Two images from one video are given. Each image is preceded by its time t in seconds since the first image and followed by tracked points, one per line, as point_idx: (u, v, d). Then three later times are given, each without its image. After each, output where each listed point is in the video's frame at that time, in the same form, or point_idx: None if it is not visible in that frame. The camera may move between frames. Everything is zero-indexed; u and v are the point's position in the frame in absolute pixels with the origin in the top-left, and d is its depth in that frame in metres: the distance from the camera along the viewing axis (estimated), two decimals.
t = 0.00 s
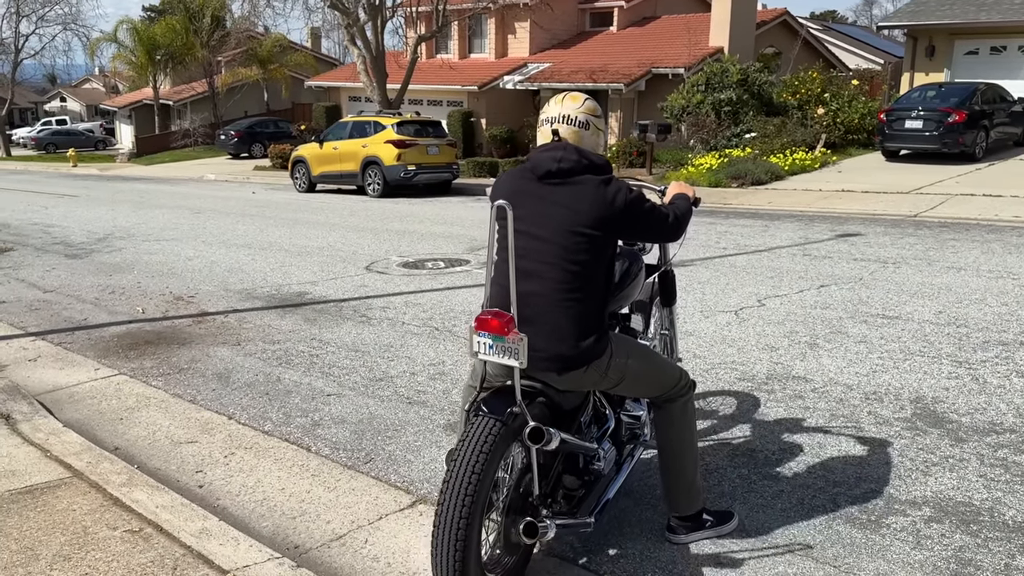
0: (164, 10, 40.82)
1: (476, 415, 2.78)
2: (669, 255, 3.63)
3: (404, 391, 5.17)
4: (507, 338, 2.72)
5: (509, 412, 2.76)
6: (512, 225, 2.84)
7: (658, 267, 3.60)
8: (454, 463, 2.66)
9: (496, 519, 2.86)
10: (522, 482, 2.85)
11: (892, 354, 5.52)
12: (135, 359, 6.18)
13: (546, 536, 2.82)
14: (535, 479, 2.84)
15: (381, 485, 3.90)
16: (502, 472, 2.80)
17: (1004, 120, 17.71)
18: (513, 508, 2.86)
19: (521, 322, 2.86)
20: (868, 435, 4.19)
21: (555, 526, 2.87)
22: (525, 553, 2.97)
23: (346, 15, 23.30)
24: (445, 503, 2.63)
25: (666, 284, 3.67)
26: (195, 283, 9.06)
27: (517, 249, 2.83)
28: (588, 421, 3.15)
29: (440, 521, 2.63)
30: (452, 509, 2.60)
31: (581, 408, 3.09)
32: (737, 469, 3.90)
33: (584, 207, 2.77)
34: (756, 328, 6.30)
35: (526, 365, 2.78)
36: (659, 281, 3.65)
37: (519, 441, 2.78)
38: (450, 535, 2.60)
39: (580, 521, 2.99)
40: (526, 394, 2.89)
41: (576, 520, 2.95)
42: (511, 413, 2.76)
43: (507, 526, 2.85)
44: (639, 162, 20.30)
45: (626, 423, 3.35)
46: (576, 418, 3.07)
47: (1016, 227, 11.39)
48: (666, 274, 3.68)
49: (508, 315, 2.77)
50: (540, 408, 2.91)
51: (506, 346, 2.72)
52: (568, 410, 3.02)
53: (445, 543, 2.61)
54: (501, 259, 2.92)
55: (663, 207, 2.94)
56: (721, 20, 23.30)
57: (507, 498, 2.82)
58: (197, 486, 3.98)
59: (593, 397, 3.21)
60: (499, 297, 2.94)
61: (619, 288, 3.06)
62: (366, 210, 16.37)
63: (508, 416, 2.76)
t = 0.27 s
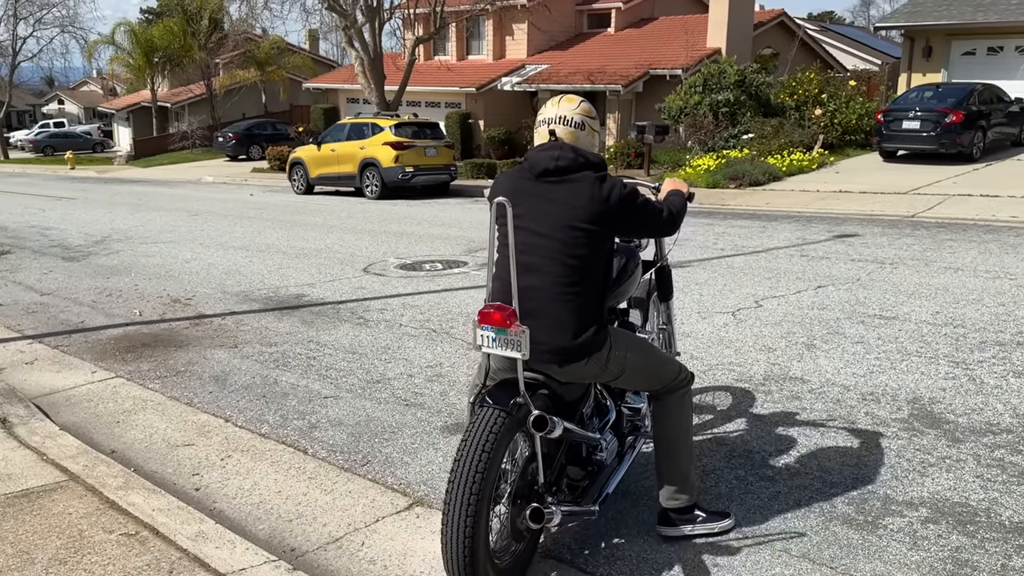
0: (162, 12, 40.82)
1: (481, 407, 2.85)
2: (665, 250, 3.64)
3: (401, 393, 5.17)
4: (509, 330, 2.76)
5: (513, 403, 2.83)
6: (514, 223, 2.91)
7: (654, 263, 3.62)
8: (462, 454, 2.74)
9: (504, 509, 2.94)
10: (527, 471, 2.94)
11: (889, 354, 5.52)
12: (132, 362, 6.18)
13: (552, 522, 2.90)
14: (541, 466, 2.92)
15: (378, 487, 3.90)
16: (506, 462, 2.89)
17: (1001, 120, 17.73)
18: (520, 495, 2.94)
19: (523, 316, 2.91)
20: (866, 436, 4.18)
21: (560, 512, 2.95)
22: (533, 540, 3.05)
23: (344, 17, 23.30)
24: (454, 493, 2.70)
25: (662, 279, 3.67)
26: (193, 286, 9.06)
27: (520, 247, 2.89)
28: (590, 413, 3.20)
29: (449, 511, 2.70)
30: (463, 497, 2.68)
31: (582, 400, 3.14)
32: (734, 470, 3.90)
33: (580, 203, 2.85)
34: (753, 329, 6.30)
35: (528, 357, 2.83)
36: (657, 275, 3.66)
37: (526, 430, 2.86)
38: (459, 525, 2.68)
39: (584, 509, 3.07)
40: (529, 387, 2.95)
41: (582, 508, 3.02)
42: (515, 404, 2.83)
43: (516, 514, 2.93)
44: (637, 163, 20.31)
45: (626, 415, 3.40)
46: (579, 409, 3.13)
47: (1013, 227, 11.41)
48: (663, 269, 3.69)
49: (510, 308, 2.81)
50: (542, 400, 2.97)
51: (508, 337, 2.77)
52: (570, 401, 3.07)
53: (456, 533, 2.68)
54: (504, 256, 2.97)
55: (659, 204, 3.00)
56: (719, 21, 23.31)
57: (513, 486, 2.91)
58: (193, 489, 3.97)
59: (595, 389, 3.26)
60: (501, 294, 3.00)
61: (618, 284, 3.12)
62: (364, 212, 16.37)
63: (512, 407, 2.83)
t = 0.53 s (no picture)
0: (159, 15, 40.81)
1: (495, 395, 2.97)
2: (664, 245, 3.65)
3: (397, 396, 5.16)
4: (523, 321, 2.88)
5: (526, 391, 2.96)
6: (521, 221, 3.03)
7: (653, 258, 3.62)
8: (480, 441, 2.84)
9: (518, 494, 3.07)
10: (541, 456, 3.06)
11: (886, 356, 5.53)
12: (129, 365, 6.17)
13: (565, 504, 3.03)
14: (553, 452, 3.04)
15: (374, 491, 3.89)
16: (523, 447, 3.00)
17: (998, 121, 17.76)
18: (533, 480, 3.07)
19: (533, 308, 3.04)
20: (863, 438, 4.18)
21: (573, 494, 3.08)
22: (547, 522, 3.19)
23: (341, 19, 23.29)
24: (472, 480, 2.80)
25: (662, 272, 3.69)
26: (189, 288, 9.04)
27: (528, 244, 3.02)
28: (598, 401, 3.31)
29: (467, 499, 2.80)
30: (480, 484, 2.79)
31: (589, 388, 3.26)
32: (731, 472, 3.90)
33: (581, 199, 2.98)
34: (750, 331, 6.31)
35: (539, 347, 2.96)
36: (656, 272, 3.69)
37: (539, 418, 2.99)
38: (477, 510, 2.79)
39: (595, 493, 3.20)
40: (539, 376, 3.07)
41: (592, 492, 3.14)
42: (527, 392, 2.96)
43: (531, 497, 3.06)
44: (635, 164, 20.32)
45: (631, 404, 3.55)
46: (586, 397, 3.25)
47: (1010, 227, 11.44)
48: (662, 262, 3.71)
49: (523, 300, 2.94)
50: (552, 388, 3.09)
51: (522, 328, 2.89)
52: (579, 388, 3.19)
53: (475, 518, 2.79)
54: (513, 254, 3.10)
55: (655, 196, 3.15)
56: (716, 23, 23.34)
57: (527, 470, 3.04)
58: (188, 493, 3.96)
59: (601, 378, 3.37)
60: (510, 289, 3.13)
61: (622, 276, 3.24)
62: (361, 214, 16.36)
63: (525, 394, 2.96)
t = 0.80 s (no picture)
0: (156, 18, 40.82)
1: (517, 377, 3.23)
2: (663, 239, 3.93)
3: (394, 399, 5.15)
4: (543, 306, 3.13)
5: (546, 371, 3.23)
6: (540, 212, 3.28)
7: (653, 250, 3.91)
8: (504, 424, 3.10)
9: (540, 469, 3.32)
10: (560, 433, 3.33)
11: (883, 358, 5.53)
12: (125, 368, 6.15)
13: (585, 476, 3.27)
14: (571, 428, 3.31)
15: (370, 494, 3.88)
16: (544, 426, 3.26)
17: (995, 124, 17.79)
18: (554, 455, 3.33)
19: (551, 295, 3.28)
20: (859, 441, 4.19)
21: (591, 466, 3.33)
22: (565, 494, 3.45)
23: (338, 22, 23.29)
24: (498, 456, 3.05)
25: (661, 263, 4.02)
26: (186, 292, 9.03)
27: (547, 233, 3.26)
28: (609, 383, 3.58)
29: (495, 475, 3.05)
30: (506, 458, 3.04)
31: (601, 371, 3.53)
32: (727, 474, 3.91)
33: (594, 192, 3.25)
34: (747, 334, 6.30)
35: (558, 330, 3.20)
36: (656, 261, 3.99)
37: (558, 397, 3.26)
38: (504, 483, 3.03)
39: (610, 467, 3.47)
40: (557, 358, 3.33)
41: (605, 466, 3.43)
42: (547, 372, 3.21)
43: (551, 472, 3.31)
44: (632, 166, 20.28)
45: (638, 387, 3.85)
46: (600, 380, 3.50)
47: (1006, 230, 11.44)
48: (660, 256, 4.01)
49: (544, 287, 3.18)
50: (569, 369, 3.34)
51: (542, 313, 3.13)
52: (593, 371, 3.44)
53: (503, 492, 3.03)
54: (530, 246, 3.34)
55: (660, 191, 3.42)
56: (713, 26, 23.36)
57: (547, 445, 3.30)
58: (184, 497, 3.95)
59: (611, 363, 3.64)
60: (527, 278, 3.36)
61: (631, 266, 3.50)
62: (359, 217, 16.35)
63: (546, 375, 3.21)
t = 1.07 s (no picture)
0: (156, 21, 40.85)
1: (545, 353, 3.53)
2: (662, 232, 4.16)
3: (392, 402, 5.15)
4: (569, 289, 3.45)
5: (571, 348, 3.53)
6: (564, 203, 3.59)
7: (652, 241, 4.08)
8: (535, 395, 3.40)
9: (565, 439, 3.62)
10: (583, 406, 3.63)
11: (881, 362, 5.52)
12: (123, 372, 6.15)
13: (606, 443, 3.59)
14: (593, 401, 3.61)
15: (367, 498, 3.87)
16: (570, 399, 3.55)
17: (993, 127, 17.81)
18: (578, 426, 3.63)
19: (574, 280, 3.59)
20: (857, 444, 4.18)
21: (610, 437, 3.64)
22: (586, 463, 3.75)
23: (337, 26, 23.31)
24: (531, 424, 3.36)
25: (660, 254, 4.21)
26: (185, 295, 9.03)
27: (571, 221, 3.57)
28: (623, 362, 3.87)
29: (529, 441, 3.36)
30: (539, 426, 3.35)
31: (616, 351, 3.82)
32: (726, 478, 3.90)
33: (613, 186, 3.55)
34: (746, 337, 6.29)
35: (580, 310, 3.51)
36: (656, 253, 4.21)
37: (582, 373, 3.54)
38: (538, 449, 3.34)
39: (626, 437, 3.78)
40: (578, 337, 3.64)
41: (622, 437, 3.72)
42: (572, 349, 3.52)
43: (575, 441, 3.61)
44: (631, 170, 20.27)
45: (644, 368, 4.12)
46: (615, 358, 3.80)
47: (1005, 233, 11.45)
48: (659, 247, 4.21)
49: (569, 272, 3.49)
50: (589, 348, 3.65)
51: (567, 295, 3.46)
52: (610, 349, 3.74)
53: (537, 457, 3.35)
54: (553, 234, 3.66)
55: (669, 184, 3.72)
56: (712, 30, 23.40)
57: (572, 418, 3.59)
58: (181, 501, 3.94)
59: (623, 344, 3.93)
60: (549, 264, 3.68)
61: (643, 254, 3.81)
62: (358, 220, 16.36)
63: (571, 352, 3.52)
